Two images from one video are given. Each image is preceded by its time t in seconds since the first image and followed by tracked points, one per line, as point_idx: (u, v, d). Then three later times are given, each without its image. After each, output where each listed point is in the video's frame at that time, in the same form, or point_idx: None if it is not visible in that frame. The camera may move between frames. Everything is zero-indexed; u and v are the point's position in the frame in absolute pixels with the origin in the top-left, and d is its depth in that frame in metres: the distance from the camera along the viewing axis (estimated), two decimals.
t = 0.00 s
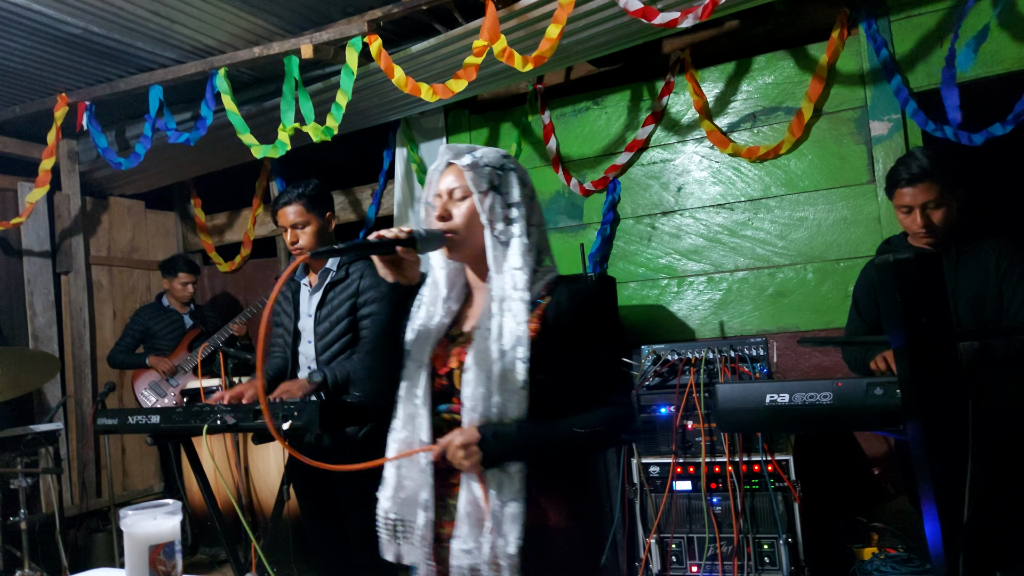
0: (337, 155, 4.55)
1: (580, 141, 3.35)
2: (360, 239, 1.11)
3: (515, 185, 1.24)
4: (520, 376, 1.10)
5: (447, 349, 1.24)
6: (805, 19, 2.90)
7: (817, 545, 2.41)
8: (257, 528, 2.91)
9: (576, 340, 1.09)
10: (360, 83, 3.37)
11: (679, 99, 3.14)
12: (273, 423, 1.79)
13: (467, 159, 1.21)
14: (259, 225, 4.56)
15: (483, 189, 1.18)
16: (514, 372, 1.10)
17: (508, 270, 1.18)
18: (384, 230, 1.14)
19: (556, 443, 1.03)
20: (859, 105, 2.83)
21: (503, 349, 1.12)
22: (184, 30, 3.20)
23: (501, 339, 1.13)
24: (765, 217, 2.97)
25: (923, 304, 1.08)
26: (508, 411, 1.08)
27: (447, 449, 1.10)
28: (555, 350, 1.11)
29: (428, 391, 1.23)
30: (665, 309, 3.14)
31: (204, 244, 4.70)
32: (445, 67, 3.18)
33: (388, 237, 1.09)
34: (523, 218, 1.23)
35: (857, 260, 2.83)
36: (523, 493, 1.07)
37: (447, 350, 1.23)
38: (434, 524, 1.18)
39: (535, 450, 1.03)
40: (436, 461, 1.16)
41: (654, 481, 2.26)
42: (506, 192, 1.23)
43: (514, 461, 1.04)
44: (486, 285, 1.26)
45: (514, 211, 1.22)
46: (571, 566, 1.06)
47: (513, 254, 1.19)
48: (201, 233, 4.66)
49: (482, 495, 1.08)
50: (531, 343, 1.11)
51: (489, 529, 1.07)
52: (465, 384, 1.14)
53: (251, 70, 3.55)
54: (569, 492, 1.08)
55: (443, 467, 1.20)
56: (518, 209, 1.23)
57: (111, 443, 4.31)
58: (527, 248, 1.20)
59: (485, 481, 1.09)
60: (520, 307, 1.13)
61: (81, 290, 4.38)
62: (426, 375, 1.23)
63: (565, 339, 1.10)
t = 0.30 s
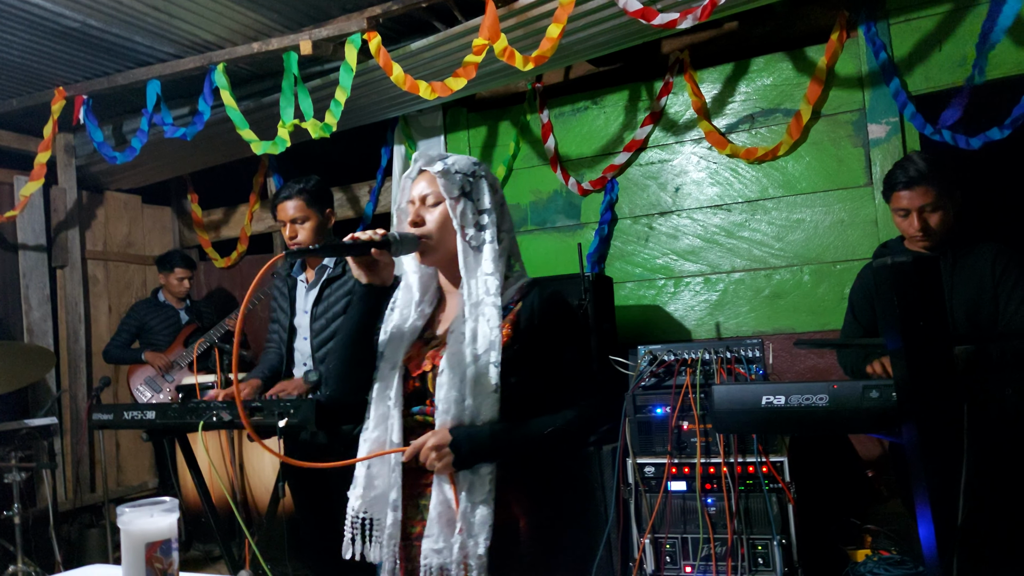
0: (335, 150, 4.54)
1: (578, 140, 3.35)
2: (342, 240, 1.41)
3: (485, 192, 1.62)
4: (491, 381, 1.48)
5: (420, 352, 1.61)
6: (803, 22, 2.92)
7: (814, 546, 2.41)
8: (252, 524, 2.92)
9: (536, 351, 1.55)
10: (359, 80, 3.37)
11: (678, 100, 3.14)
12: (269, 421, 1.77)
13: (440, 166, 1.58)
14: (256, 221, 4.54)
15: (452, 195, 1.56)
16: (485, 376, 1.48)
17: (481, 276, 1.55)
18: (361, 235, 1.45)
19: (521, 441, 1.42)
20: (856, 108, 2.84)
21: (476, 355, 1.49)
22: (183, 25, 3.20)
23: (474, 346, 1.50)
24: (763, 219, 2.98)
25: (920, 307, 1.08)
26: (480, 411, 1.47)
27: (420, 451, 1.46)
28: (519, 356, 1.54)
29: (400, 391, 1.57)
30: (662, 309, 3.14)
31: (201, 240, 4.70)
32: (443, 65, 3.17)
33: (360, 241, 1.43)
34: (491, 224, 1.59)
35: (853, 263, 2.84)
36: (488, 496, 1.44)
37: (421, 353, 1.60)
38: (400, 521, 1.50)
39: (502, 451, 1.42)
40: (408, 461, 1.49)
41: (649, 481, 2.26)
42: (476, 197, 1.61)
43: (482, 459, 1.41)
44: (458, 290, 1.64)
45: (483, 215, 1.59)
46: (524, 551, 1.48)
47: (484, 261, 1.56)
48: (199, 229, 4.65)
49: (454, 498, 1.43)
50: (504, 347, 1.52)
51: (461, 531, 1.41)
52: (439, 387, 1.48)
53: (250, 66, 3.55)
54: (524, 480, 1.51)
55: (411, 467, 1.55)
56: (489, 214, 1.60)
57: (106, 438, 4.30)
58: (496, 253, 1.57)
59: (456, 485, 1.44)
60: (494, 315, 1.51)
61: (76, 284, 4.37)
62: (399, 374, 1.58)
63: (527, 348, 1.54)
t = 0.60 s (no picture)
0: (336, 148, 4.54)
1: (579, 141, 3.35)
2: (335, 241, 1.39)
3: (476, 194, 1.65)
4: (486, 380, 1.50)
5: (412, 352, 1.61)
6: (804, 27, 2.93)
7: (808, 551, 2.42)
8: (247, 521, 2.92)
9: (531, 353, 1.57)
10: (361, 78, 3.36)
11: (679, 102, 3.14)
12: (265, 420, 1.79)
13: (431, 168, 1.58)
14: (255, 217, 4.53)
15: (445, 197, 1.56)
16: (480, 376, 1.50)
17: (474, 276, 1.58)
18: (352, 235, 1.44)
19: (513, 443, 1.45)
20: (857, 113, 2.84)
21: (471, 354, 1.50)
22: (185, 21, 3.19)
23: (469, 345, 1.51)
24: (762, 222, 2.98)
25: (919, 316, 1.09)
26: (474, 412, 1.49)
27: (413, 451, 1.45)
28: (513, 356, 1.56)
29: (392, 392, 1.57)
30: (660, 311, 3.14)
31: (200, 235, 4.69)
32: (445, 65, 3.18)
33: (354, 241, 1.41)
34: (483, 226, 1.62)
35: (852, 268, 2.85)
36: (482, 495, 1.46)
37: (413, 352, 1.60)
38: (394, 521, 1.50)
39: (496, 452, 1.44)
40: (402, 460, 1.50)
41: (646, 484, 2.26)
42: (468, 200, 1.63)
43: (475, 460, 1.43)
44: (449, 293, 1.66)
45: (476, 218, 1.62)
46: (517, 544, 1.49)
47: (478, 260, 1.59)
48: (197, 224, 4.66)
49: (449, 497, 1.44)
50: (498, 347, 1.54)
51: (456, 529, 1.41)
52: (434, 387, 1.48)
53: (251, 62, 3.54)
54: (512, 482, 1.54)
55: (404, 467, 1.54)
56: (481, 216, 1.62)
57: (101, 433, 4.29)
58: (488, 254, 1.60)
59: (450, 483, 1.45)
60: (486, 314, 1.53)
61: (74, 278, 4.37)
62: (390, 375, 1.58)
63: (522, 349, 1.57)
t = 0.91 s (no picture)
0: (337, 147, 4.54)
1: (581, 142, 3.35)
2: (333, 244, 1.39)
3: (472, 198, 1.65)
4: (485, 383, 1.50)
5: (411, 356, 1.62)
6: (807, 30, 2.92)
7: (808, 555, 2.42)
8: (246, 521, 2.92)
9: (531, 357, 1.58)
10: (363, 78, 3.36)
11: (681, 104, 3.13)
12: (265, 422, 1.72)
13: (426, 173, 1.58)
14: (256, 216, 4.53)
15: (440, 201, 1.57)
16: (479, 378, 1.50)
17: (472, 279, 1.57)
18: (350, 238, 1.44)
19: (515, 447, 1.46)
20: (860, 116, 2.84)
21: (470, 356, 1.50)
22: (188, 20, 3.19)
23: (468, 347, 1.51)
24: (764, 225, 2.98)
25: (921, 322, 1.08)
26: (474, 415, 1.49)
27: (412, 455, 1.45)
28: (514, 360, 1.56)
29: (390, 396, 1.58)
30: (661, 313, 3.14)
31: (200, 234, 4.69)
32: (448, 65, 3.18)
33: (352, 244, 1.41)
34: (480, 229, 1.62)
35: (853, 271, 2.84)
36: (481, 500, 1.47)
37: (412, 356, 1.61)
38: (391, 527, 1.50)
39: (497, 455, 1.44)
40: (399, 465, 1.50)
41: (645, 487, 2.26)
42: (463, 204, 1.63)
43: (476, 464, 1.42)
44: (447, 297, 1.66)
45: (472, 222, 1.62)
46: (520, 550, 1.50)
47: (475, 262, 1.58)
48: (197, 222, 4.66)
49: (448, 502, 1.44)
50: (497, 350, 1.54)
51: (455, 534, 1.41)
52: (433, 390, 1.48)
53: (253, 61, 3.54)
54: (512, 486, 1.55)
55: (402, 472, 1.55)
56: (477, 220, 1.62)
57: (101, 431, 4.29)
58: (485, 257, 1.60)
59: (449, 488, 1.45)
60: (485, 317, 1.53)
61: (75, 275, 4.37)
62: (388, 379, 1.59)
63: (522, 353, 1.57)
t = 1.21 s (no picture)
0: (337, 146, 4.53)
1: (580, 143, 3.34)
2: (331, 244, 1.38)
3: (469, 200, 1.65)
4: (484, 385, 1.49)
5: (407, 359, 1.61)
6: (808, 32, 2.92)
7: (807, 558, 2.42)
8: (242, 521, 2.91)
9: (530, 359, 1.58)
10: (363, 77, 3.36)
11: (681, 106, 3.13)
12: (263, 420, 1.77)
13: (422, 173, 1.59)
14: (255, 215, 4.52)
15: (437, 202, 1.57)
16: (478, 380, 1.49)
17: (469, 280, 1.57)
18: (347, 238, 1.43)
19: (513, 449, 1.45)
20: (860, 119, 2.83)
21: (468, 358, 1.50)
22: (188, 18, 3.19)
23: (466, 349, 1.50)
24: (762, 227, 2.98)
25: (921, 327, 1.08)
26: (472, 418, 1.48)
27: (409, 458, 1.44)
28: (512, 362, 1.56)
29: (387, 398, 1.57)
30: (659, 315, 3.13)
31: (198, 232, 4.67)
32: (447, 65, 3.17)
33: (348, 244, 1.41)
34: (477, 231, 1.62)
35: (853, 274, 2.83)
36: (480, 504, 1.46)
37: (409, 359, 1.61)
38: (389, 531, 1.49)
39: (496, 457, 1.43)
40: (396, 468, 1.49)
41: (643, 489, 2.25)
42: (460, 205, 1.63)
43: (474, 466, 1.42)
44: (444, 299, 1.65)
45: (468, 223, 1.62)
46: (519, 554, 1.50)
47: (473, 264, 1.58)
48: (196, 220, 4.64)
49: (446, 505, 1.43)
50: (495, 353, 1.53)
51: (455, 537, 1.40)
52: (431, 392, 1.47)
53: (253, 59, 3.53)
54: (510, 487, 1.55)
55: (399, 475, 1.54)
56: (474, 221, 1.62)
57: (97, 429, 4.28)
58: (482, 258, 1.59)
59: (448, 491, 1.45)
60: (483, 318, 1.52)
61: (72, 274, 4.36)
62: (385, 381, 1.57)
63: (521, 355, 1.56)
